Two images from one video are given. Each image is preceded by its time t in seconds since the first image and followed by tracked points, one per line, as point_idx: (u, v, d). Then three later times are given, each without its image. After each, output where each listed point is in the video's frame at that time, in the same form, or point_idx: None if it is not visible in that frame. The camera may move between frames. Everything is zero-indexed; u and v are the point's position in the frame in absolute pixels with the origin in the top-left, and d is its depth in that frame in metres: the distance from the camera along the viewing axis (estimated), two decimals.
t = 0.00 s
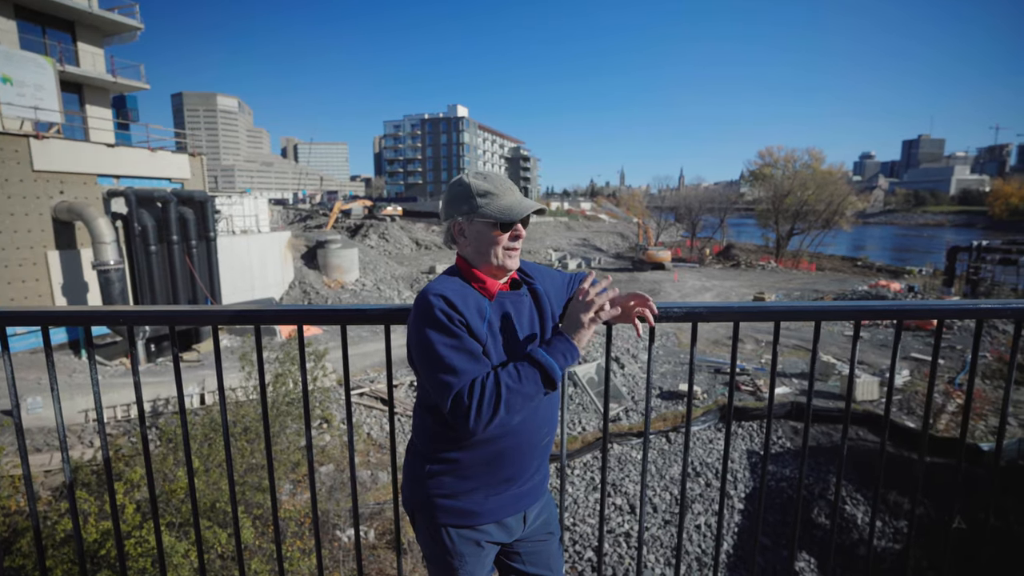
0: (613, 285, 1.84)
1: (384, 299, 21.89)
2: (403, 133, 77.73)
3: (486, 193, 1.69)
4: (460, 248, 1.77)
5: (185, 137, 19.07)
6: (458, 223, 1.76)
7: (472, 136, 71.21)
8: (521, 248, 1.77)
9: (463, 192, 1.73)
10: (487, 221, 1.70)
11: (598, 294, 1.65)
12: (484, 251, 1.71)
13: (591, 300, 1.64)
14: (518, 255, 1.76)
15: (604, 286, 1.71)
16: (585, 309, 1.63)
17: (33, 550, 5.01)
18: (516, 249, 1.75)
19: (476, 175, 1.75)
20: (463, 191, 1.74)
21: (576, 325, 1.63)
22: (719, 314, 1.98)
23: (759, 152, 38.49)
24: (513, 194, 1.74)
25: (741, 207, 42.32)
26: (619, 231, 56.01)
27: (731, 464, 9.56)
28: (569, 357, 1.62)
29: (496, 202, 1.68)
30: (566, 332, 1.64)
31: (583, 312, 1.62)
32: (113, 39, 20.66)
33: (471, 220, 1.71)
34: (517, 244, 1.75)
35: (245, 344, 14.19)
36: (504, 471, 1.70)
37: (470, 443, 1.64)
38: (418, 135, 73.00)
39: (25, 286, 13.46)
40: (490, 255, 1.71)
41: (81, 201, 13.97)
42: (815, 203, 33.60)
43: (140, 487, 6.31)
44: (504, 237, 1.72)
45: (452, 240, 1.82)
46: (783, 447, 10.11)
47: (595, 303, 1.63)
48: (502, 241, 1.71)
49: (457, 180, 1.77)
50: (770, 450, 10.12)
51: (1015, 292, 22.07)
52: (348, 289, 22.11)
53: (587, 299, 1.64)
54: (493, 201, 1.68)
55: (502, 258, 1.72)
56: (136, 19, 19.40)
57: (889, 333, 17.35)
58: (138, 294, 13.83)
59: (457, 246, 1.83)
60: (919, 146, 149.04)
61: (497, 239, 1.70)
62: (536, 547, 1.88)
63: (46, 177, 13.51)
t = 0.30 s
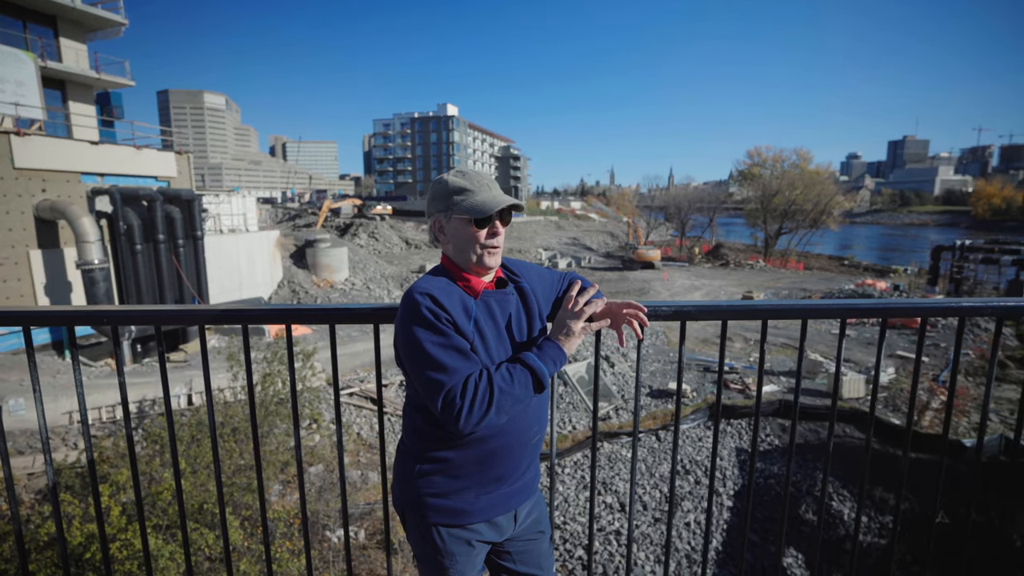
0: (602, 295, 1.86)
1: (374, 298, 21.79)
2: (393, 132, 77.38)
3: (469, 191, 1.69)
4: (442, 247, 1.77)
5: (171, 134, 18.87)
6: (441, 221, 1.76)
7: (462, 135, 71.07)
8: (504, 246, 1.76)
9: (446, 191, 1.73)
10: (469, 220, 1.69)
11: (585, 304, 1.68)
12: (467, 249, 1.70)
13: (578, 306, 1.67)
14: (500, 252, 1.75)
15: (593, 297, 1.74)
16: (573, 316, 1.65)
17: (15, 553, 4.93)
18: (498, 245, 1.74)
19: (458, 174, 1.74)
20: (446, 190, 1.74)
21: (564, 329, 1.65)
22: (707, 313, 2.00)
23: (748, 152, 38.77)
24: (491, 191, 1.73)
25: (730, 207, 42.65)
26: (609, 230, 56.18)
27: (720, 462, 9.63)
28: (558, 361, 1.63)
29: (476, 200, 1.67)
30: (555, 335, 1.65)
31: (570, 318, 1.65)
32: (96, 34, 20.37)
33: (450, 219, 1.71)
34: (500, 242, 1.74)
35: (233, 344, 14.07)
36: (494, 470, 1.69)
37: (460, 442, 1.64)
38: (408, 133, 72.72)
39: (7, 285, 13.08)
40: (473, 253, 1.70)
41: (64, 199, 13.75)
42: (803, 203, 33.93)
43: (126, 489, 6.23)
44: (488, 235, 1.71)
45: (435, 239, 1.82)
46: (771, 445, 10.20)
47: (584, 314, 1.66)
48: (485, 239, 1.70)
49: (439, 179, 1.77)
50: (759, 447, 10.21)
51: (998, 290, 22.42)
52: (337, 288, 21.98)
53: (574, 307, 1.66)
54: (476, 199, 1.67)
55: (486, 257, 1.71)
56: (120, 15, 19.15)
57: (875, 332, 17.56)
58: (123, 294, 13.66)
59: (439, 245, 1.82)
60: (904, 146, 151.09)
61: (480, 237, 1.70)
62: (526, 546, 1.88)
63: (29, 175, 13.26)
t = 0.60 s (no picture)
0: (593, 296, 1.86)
1: (365, 297, 21.69)
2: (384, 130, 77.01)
3: (455, 186, 1.69)
4: (430, 244, 1.77)
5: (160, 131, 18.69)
6: (428, 216, 1.76)
7: (454, 133, 70.88)
8: (491, 242, 1.75)
9: (431, 187, 1.73)
10: (455, 216, 1.69)
11: (574, 302, 1.68)
12: (453, 245, 1.70)
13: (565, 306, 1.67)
14: (487, 247, 1.74)
15: (579, 294, 1.74)
16: (560, 315, 1.65)
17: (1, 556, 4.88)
18: (484, 242, 1.73)
19: (445, 170, 1.74)
20: (433, 186, 1.74)
21: (553, 328, 1.65)
22: (697, 309, 2.01)
23: (739, 150, 38.98)
24: (475, 184, 1.72)
25: (721, 205, 42.87)
26: (601, 228, 56.26)
27: (711, 458, 9.70)
28: (546, 358, 1.63)
29: (459, 194, 1.66)
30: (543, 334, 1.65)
31: (558, 316, 1.64)
32: (82, 30, 20.12)
33: (436, 214, 1.72)
34: (487, 237, 1.73)
35: (223, 343, 13.97)
36: (485, 468, 1.69)
37: (450, 439, 1.64)
38: (399, 131, 72.42)
39: None
40: (459, 249, 1.70)
41: (50, 197, 13.56)
42: (793, 201, 34.17)
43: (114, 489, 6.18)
44: (474, 230, 1.70)
45: (423, 235, 1.82)
46: (761, 442, 10.27)
47: (570, 310, 1.66)
48: (471, 235, 1.70)
49: (425, 176, 1.78)
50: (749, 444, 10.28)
51: (984, 287, 22.71)
52: (328, 287, 21.86)
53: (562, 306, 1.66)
54: (461, 195, 1.67)
55: (473, 253, 1.71)
56: (105, 10, 18.94)
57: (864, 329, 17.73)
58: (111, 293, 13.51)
59: (428, 242, 1.83)
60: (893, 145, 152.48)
61: (466, 233, 1.69)
62: (518, 543, 1.88)
63: (15, 172, 13.06)
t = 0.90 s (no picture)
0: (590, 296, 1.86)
1: (361, 296, 21.64)
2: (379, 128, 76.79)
3: (451, 184, 1.68)
4: (426, 242, 1.76)
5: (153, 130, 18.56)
6: (424, 214, 1.76)
7: (450, 132, 70.79)
8: (487, 239, 1.74)
9: (428, 184, 1.72)
10: (451, 214, 1.69)
11: (571, 302, 1.68)
12: (449, 243, 1.70)
13: (562, 305, 1.67)
14: (482, 245, 1.74)
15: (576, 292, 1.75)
16: (558, 314, 1.65)
17: None
18: (480, 240, 1.73)
19: (442, 167, 1.74)
20: (429, 183, 1.73)
21: (550, 327, 1.65)
22: (691, 308, 2.01)
23: (734, 149, 39.08)
24: (472, 182, 1.72)
25: (716, 203, 43.03)
26: (597, 227, 56.30)
27: (707, 456, 9.73)
28: (544, 357, 1.63)
29: (456, 192, 1.66)
30: (541, 333, 1.65)
31: (556, 315, 1.65)
32: (74, 27, 19.94)
33: (432, 212, 1.71)
34: (482, 235, 1.73)
35: (218, 343, 13.91)
36: (482, 466, 1.69)
37: (449, 437, 1.64)
38: (394, 130, 72.23)
39: None
40: (454, 247, 1.69)
41: (43, 196, 13.44)
42: (787, 200, 34.31)
43: (108, 490, 6.15)
44: (469, 228, 1.70)
45: (419, 234, 1.82)
46: (757, 439, 10.31)
47: (568, 309, 1.66)
48: (467, 233, 1.70)
49: (421, 174, 1.77)
50: (744, 441, 10.32)
51: (976, 285, 22.88)
52: (323, 286, 21.79)
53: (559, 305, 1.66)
54: (456, 193, 1.66)
55: (469, 251, 1.70)
56: (98, 7, 18.77)
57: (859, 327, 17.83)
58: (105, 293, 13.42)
59: (423, 240, 1.82)
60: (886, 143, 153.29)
61: (462, 231, 1.69)
62: (513, 541, 1.88)
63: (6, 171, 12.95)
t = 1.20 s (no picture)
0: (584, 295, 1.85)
1: (357, 296, 21.59)
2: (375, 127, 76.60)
3: (443, 182, 1.68)
4: (420, 241, 1.77)
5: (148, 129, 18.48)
6: (418, 213, 1.76)
7: (446, 131, 70.69)
8: (479, 237, 1.74)
9: (421, 183, 1.73)
10: (442, 212, 1.69)
11: (563, 300, 1.68)
12: (442, 242, 1.70)
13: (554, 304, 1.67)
14: (474, 242, 1.74)
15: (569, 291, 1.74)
16: (549, 313, 1.65)
17: None
18: (474, 238, 1.73)
19: (435, 167, 1.74)
20: (422, 182, 1.73)
21: (541, 326, 1.64)
22: (687, 307, 2.01)
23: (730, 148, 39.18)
24: (464, 180, 1.71)
25: (712, 202, 43.10)
26: (593, 226, 56.36)
27: (703, 455, 9.76)
28: (535, 356, 1.63)
29: (447, 190, 1.66)
30: (531, 331, 1.65)
31: (546, 314, 1.65)
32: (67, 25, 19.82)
33: (425, 211, 1.72)
34: (475, 233, 1.72)
35: (214, 343, 13.86)
36: (475, 465, 1.69)
37: (441, 436, 1.64)
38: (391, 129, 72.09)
39: None
40: (447, 244, 1.70)
41: (36, 195, 13.35)
42: (783, 199, 34.43)
43: (102, 491, 6.12)
44: (461, 226, 1.70)
45: (413, 233, 1.82)
46: (752, 438, 10.35)
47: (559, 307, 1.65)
48: (458, 231, 1.69)
49: (415, 173, 1.77)
50: (740, 440, 10.36)
51: (970, 283, 22.99)
52: (319, 285, 21.73)
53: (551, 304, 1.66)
54: (448, 191, 1.66)
55: (462, 250, 1.70)
56: (91, 5, 18.66)
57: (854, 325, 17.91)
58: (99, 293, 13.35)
59: (418, 239, 1.82)
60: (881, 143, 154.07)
61: (453, 229, 1.69)
62: (507, 540, 1.88)
63: None
